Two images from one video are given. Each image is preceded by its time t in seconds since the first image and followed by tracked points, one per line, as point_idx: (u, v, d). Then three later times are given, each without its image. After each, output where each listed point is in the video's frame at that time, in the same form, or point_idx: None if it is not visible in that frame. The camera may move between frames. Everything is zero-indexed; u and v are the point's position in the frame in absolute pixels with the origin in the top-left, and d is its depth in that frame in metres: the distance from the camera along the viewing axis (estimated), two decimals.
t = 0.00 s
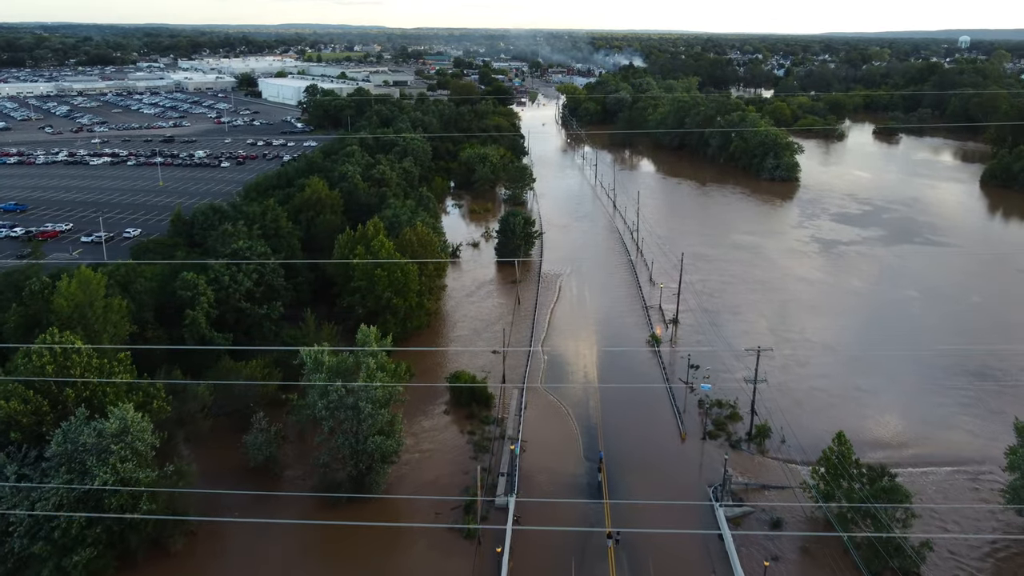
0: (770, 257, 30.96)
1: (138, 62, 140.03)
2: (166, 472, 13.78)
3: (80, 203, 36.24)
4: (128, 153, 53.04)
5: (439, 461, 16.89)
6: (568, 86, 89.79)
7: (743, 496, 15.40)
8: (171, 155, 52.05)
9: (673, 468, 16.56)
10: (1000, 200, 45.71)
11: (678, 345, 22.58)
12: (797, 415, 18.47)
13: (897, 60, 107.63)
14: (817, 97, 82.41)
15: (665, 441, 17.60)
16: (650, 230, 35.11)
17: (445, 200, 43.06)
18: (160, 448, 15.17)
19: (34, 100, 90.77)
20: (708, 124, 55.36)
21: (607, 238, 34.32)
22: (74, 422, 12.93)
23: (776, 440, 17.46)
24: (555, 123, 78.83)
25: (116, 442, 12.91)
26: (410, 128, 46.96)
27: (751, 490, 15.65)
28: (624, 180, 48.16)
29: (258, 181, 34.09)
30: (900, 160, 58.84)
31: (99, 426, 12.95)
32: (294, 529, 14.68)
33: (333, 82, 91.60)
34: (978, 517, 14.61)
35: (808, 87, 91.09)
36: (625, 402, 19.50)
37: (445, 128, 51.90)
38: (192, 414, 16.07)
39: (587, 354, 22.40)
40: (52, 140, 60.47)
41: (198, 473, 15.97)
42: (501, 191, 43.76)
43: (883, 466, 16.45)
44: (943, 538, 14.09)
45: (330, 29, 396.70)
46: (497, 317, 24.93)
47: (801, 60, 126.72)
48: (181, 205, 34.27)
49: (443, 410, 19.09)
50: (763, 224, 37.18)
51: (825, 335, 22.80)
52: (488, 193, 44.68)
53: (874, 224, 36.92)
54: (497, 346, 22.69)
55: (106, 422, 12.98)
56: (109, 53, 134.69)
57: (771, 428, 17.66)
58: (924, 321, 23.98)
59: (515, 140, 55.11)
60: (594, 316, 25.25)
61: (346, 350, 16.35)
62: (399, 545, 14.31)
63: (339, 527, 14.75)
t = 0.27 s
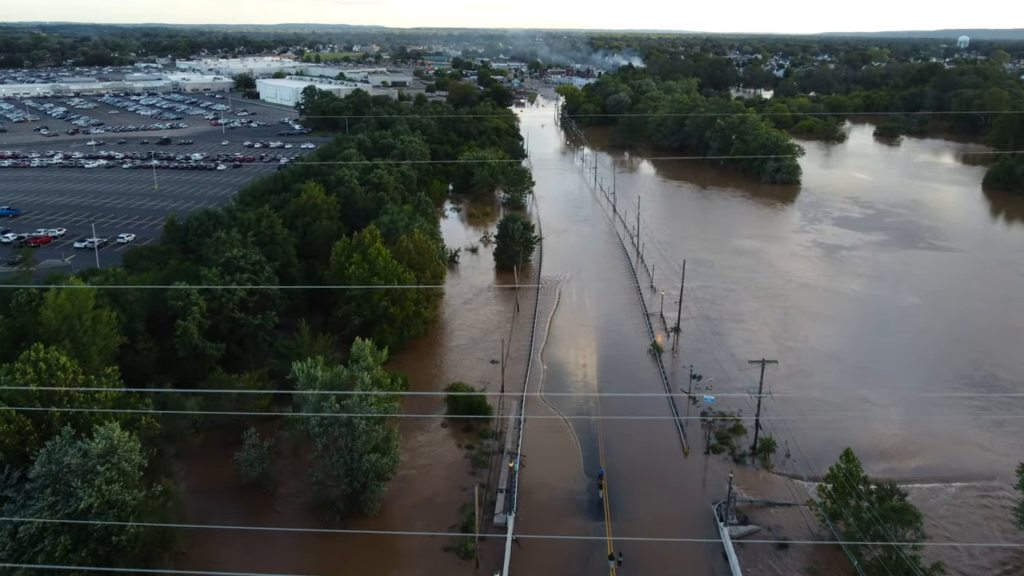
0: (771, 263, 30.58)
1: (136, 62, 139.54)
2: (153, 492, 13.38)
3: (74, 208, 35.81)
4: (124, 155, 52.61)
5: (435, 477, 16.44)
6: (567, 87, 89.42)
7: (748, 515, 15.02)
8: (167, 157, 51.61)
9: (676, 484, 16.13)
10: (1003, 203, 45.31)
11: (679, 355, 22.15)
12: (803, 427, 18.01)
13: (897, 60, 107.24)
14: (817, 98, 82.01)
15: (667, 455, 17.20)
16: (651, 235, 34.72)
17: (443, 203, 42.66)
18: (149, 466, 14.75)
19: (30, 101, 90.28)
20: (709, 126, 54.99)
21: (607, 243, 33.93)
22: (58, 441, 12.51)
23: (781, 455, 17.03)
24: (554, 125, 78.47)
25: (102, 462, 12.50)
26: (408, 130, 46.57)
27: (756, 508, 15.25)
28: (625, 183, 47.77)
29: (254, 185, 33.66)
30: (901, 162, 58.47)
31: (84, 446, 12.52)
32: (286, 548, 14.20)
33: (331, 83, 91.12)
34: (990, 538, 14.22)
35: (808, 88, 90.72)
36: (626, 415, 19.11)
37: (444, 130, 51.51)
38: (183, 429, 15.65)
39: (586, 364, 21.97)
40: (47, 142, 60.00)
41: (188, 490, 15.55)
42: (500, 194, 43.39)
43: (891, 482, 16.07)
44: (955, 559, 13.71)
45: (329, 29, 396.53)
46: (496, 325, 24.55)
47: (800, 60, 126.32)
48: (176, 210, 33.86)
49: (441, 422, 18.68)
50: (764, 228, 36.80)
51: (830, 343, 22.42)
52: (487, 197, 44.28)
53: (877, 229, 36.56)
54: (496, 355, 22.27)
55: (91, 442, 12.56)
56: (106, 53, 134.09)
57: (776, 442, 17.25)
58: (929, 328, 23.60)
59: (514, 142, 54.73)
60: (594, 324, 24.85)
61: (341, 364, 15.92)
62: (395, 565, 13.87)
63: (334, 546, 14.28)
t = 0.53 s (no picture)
0: (774, 269, 30.22)
1: (134, 62, 138.98)
2: (141, 514, 12.97)
3: (67, 212, 35.37)
4: (120, 158, 52.16)
5: (433, 493, 16.05)
6: (567, 88, 88.99)
7: (753, 533, 14.63)
8: (163, 160, 51.17)
9: (679, 501, 15.75)
10: (1006, 206, 44.96)
11: (681, 365, 21.78)
12: (808, 442, 17.64)
13: (897, 61, 106.89)
14: (818, 99, 81.66)
15: (669, 471, 16.83)
16: (651, 240, 34.33)
17: (441, 207, 42.26)
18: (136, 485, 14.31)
19: (26, 103, 89.69)
20: (709, 129, 54.61)
21: (607, 248, 33.54)
22: (42, 463, 12.11)
23: (786, 471, 16.66)
24: (554, 126, 78.08)
25: (86, 484, 12.08)
26: (407, 133, 46.18)
27: (761, 526, 14.88)
28: (625, 187, 47.40)
29: (250, 189, 33.23)
30: (902, 165, 58.10)
31: (68, 467, 12.10)
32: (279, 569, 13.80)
33: (329, 83, 90.66)
34: (1002, 558, 13.85)
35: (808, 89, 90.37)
36: (628, 428, 18.71)
37: (442, 132, 51.11)
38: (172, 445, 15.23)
39: (586, 374, 21.60)
40: (43, 144, 59.51)
41: (178, 508, 15.12)
42: (499, 198, 43.01)
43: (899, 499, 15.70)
44: None
45: (327, 29, 396.13)
46: (494, 334, 24.16)
47: (800, 61, 125.89)
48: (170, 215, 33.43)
49: (439, 436, 18.30)
50: (766, 232, 36.45)
51: (834, 353, 22.04)
52: (486, 200, 43.86)
53: (879, 233, 36.20)
54: (494, 366, 21.89)
55: (76, 464, 12.13)
56: (104, 54, 133.47)
57: (781, 457, 16.87)
58: (935, 337, 23.24)
59: (514, 144, 54.34)
60: (595, 332, 24.45)
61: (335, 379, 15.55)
62: None
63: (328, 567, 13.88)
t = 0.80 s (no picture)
0: (776, 275, 29.83)
1: (131, 63, 138.34)
2: (127, 536, 12.54)
3: (61, 217, 34.91)
4: (116, 161, 51.68)
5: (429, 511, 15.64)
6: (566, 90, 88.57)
7: (757, 553, 14.22)
8: (158, 163, 50.70)
9: (682, 519, 15.36)
10: (1008, 210, 44.59)
11: (683, 375, 21.38)
12: (814, 457, 17.25)
13: (896, 63, 106.59)
14: (818, 101, 81.29)
15: (672, 487, 16.43)
16: (651, 246, 33.94)
17: (439, 212, 41.84)
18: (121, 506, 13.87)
19: (22, 104, 89.13)
20: (709, 131, 54.22)
21: (606, 253, 33.17)
22: (23, 486, 11.68)
23: (791, 487, 16.26)
24: (553, 128, 77.68)
25: (69, 508, 11.65)
26: (405, 136, 45.76)
27: (766, 546, 14.48)
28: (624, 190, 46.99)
29: (246, 194, 32.80)
30: (904, 168, 57.73)
31: (50, 491, 11.68)
32: None
33: (327, 85, 90.17)
34: None
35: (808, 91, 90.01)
36: (629, 441, 18.32)
37: (441, 136, 50.70)
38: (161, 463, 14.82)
39: (586, 385, 21.20)
40: (38, 147, 59.01)
41: (166, 528, 14.67)
42: (498, 202, 42.60)
43: (908, 518, 15.30)
44: None
45: (326, 29, 395.78)
46: (493, 343, 23.75)
47: (799, 62, 125.50)
48: (165, 220, 32.99)
49: (436, 451, 17.89)
50: (767, 238, 36.06)
51: (838, 364, 21.65)
52: (484, 204, 43.45)
53: (882, 238, 35.83)
54: (492, 377, 21.49)
55: (59, 487, 11.71)
56: (102, 55, 132.78)
57: (785, 473, 16.48)
58: (940, 346, 22.87)
59: (512, 147, 53.93)
60: (595, 340, 24.06)
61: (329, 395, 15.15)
62: None
63: None
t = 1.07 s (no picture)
0: (778, 280, 29.51)
1: (129, 63, 137.86)
2: (115, 555, 12.19)
3: (55, 220, 34.54)
4: (112, 163, 51.31)
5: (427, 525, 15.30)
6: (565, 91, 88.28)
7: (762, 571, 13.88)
8: (155, 165, 50.30)
9: (685, 535, 15.02)
10: (1010, 212, 44.30)
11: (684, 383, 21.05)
12: (819, 469, 16.93)
13: (896, 63, 106.39)
14: (818, 102, 81.03)
15: (674, 501, 16.10)
16: (652, 250, 33.61)
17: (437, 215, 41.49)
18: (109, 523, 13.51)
19: (19, 105, 88.73)
20: (709, 133, 53.90)
21: (606, 257, 32.85)
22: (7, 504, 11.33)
23: (796, 500, 15.93)
24: (552, 129, 77.37)
25: (54, 528, 11.29)
26: (402, 138, 45.39)
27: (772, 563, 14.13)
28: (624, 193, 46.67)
29: (242, 197, 32.42)
30: (904, 170, 57.46)
31: (35, 510, 11.33)
32: None
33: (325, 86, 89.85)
34: None
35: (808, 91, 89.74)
36: (630, 451, 18.00)
37: (439, 137, 50.34)
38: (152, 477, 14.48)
39: (587, 394, 20.87)
40: (34, 149, 58.61)
41: (156, 544, 14.29)
42: (496, 205, 42.27)
43: (917, 533, 14.99)
44: None
45: (324, 28, 395.53)
46: (491, 350, 23.41)
47: (798, 62, 125.27)
48: (160, 224, 32.64)
49: (434, 462, 17.55)
50: (768, 241, 35.74)
51: (843, 371, 21.32)
52: (482, 207, 43.10)
53: (884, 242, 35.53)
54: (491, 385, 21.15)
55: (44, 506, 11.35)
56: (99, 55, 132.31)
57: (790, 486, 16.14)
58: (945, 353, 22.55)
59: (511, 149, 53.60)
60: (595, 347, 23.73)
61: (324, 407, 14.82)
62: None
63: None
